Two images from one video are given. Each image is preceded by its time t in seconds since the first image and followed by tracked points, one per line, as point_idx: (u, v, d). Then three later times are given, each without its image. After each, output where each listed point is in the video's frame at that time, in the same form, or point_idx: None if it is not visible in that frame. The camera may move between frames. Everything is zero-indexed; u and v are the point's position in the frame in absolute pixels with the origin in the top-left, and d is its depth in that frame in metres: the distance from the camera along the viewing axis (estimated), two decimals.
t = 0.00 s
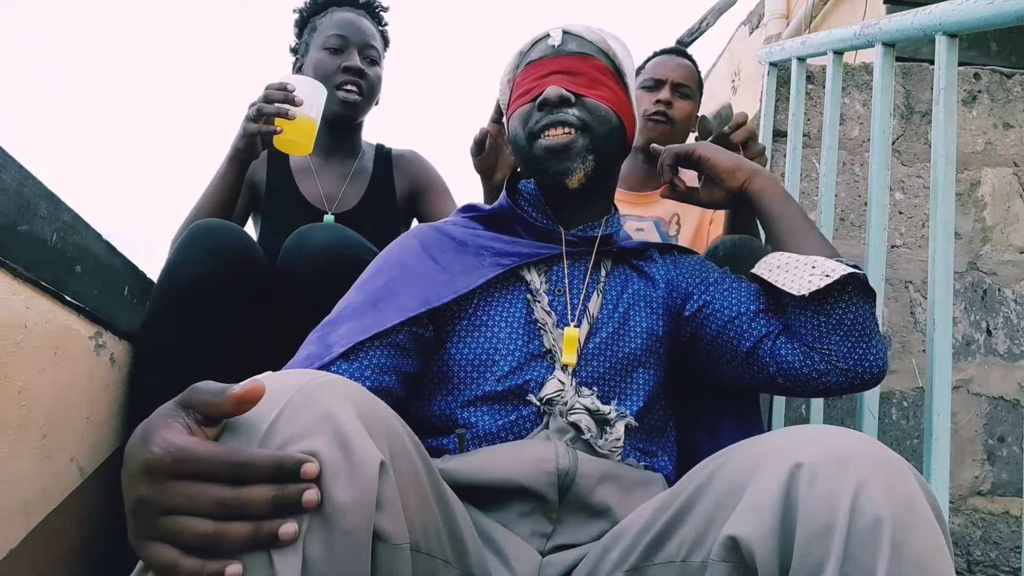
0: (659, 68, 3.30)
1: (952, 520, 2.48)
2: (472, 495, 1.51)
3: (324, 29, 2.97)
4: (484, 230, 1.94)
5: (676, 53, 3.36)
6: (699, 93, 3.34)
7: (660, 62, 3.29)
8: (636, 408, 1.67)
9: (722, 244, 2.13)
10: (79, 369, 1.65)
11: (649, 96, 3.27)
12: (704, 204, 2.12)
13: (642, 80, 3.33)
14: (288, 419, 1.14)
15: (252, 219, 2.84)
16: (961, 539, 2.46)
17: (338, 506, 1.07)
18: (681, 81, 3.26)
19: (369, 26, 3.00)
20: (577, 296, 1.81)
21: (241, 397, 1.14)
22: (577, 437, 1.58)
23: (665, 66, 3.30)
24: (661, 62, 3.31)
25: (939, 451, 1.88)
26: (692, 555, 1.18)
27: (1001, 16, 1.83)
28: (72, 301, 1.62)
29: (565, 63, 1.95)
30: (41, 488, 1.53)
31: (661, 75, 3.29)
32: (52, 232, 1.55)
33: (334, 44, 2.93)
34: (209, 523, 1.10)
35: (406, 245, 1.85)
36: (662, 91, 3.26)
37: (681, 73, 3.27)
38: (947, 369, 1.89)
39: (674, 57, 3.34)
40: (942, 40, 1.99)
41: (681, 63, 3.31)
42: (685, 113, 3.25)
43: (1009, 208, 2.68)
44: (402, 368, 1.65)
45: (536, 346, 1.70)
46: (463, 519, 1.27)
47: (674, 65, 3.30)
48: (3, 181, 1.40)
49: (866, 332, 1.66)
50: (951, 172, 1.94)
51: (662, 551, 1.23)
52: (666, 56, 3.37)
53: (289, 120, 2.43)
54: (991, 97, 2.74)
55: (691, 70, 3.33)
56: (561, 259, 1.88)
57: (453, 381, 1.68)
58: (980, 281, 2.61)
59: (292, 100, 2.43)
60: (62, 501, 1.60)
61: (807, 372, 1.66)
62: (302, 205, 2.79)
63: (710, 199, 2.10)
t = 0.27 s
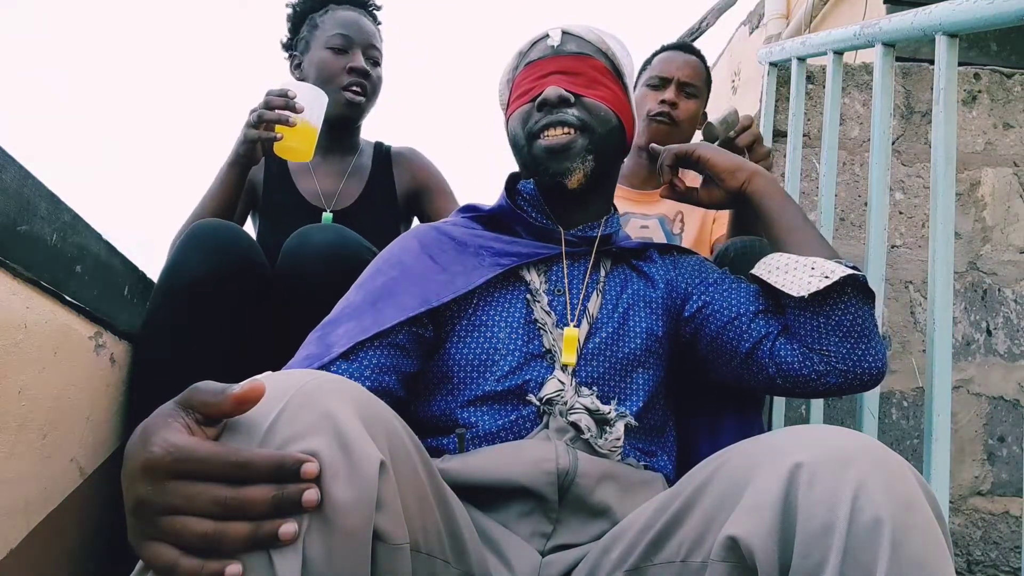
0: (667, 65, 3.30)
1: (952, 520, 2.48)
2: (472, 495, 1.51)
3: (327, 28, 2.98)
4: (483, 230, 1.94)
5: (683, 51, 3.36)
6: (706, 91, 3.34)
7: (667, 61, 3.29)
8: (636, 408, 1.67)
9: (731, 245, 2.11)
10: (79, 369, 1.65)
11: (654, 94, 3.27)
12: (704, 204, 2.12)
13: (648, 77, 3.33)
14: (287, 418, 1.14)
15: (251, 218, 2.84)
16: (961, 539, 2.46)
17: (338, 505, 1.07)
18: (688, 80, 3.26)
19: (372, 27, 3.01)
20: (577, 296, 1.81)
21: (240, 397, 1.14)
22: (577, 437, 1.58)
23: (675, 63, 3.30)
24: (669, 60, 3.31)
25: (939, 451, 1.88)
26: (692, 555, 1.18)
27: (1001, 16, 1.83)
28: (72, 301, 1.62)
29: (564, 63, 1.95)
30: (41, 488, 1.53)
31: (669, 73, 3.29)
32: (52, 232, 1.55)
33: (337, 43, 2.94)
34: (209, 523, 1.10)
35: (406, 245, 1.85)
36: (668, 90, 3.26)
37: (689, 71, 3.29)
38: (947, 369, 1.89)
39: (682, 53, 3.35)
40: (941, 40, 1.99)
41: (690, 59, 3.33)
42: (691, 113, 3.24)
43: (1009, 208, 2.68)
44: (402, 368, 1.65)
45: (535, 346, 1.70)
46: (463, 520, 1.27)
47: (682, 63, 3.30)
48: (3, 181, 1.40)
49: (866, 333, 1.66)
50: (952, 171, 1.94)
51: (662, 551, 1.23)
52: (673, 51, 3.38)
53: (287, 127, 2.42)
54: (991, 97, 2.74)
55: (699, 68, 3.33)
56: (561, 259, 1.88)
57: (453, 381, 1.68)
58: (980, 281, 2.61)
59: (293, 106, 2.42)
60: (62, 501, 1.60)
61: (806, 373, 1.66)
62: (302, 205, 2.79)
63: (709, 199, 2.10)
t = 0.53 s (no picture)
0: (675, 66, 3.30)
1: (952, 520, 2.48)
2: (472, 495, 1.51)
3: (343, 35, 3.00)
4: (483, 230, 1.94)
5: (692, 53, 3.36)
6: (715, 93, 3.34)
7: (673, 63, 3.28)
8: (637, 409, 1.67)
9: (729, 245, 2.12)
10: (79, 369, 1.65)
11: (663, 95, 3.27)
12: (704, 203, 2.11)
13: (655, 78, 3.33)
14: (287, 418, 1.14)
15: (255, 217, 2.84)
16: (961, 539, 2.46)
17: (338, 505, 1.07)
18: (695, 83, 3.26)
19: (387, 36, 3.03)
20: (577, 296, 1.81)
21: (241, 397, 1.14)
22: (577, 437, 1.58)
23: (682, 64, 3.30)
24: (677, 61, 3.31)
25: (939, 451, 1.88)
26: (693, 555, 1.18)
27: (1001, 16, 1.83)
28: (72, 301, 1.62)
29: (566, 64, 1.95)
30: (41, 488, 1.53)
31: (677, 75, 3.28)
32: (52, 232, 1.55)
33: (354, 51, 2.96)
34: (209, 523, 1.10)
35: (406, 245, 1.85)
36: (674, 93, 3.25)
37: (697, 72, 3.28)
38: (947, 368, 1.89)
39: (692, 55, 3.35)
40: (942, 40, 1.99)
41: (699, 60, 3.33)
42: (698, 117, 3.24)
43: (1008, 208, 2.68)
44: (401, 368, 1.65)
45: (535, 346, 1.70)
46: (463, 520, 1.27)
47: (690, 64, 3.30)
48: (3, 181, 1.40)
49: (864, 336, 1.66)
50: (952, 171, 1.94)
51: (662, 551, 1.23)
52: (682, 52, 3.38)
53: (363, 182, 2.44)
54: (991, 97, 2.74)
55: (707, 70, 3.33)
56: (561, 259, 1.88)
57: (453, 381, 1.68)
58: (980, 281, 2.61)
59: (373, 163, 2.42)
60: (62, 502, 1.60)
61: (805, 376, 1.66)
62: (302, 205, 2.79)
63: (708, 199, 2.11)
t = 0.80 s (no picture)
0: (679, 67, 3.29)
1: (952, 520, 2.48)
2: (472, 495, 1.51)
3: (366, 43, 3.05)
4: (483, 230, 1.94)
5: (696, 53, 3.36)
6: (718, 94, 3.35)
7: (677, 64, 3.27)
8: (637, 409, 1.67)
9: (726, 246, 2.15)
10: (79, 369, 1.65)
11: (665, 96, 3.27)
12: (686, 178, 2.07)
13: (659, 79, 3.33)
14: (288, 419, 1.14)
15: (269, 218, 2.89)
16: (961, 539, 2.46)
17: (338, 506, 1.07)
18: (699, 84, 3.26)
19: (410, 46, 3.09)
20: (577, 296, 1.81)
21: (241, 396, 1.14)
22: (577, 437, 1.58)
23: (686, 65, 3.30)
24: (681, 62, 3.30)
25: (939, 451, 1.88)
26: (693, 555, 1.18)
27: (1001, 15, 1.83)
28: (72, 301, 1.62)
29: (570, 64, 1.95)
30: (41, 488, 1.53)
31: (681, 76, 3.28)
32: (52, 232, 1.55)
33: (376, 60, 3.01)
34: (209, 523, 1.10)
35: (406, 245, 1.85)
36: (678, 94, 3.25)
37: (701, 74, 3.28)
38: (947, 369, 1.89)
39: (697, 56, 3.35)
40: (942, 40, 1.99)
41: (704, 62, 3.33)
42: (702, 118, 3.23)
43: (1008, 208, 2.68)
44: (401, 368, 1.65)
45: (536, 347, 1.70)
46: (463, 520, 1.27)
47: (694, 65, 3.30)
48: (3, 181, 1.40)
49: (861, 339, 1.65)
50: (952, 171, 1.94)
51: (663, 551, 1.23)
52: (686, 52, 3.37)
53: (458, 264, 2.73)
54: (990, 97, 2.74)
55: (711, 71, 3.33)
56: (561, 260, 1.88)
57: (453, 382, 1.68)
58: (980, 281, 2.61)
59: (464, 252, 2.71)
60: (62, 501, 1.60)
61: (805, 380, 1.67)
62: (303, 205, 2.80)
63: (692, 178, 2.08)
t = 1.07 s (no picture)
0: (677, 66, 3.29)
1: (952, 520, 2.48)
2: (471, 496, 1.51)
3: (384, 50, 3.10)
4: (481, 231, 1.94)
5: (692, 52, 3.35)
6: (715, 93, 3.35)
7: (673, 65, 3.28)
8: (636, 409, 1.68)
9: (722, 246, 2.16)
10: (79, 369, 1.65)
11: (664, 95, 3.27)
12: (681, 175, 2.08)
13: (657, 78, 3.33)
14: (287, 419, 1.14)
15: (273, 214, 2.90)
16: (961, 539, 2.46)
17: (338, 506, 1.07)
18: (696, 83, 3.26)
19: (427, 53, 3.14)
20: (575, 296, 1.81)
21: (240, 396, 1.14)
22: (576, 438, 1.58)
23: (684, 64, 3.30)
24: (678, 62, 3.30)
25: (939, 451, 1.88)
26: (692, 555, 1.18)
27: (1001, 15, 1.82)
28: (72, 301, 1.62)
29: (570, 64, 1.95)
30: (41, 488, 1.53)
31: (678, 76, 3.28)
32: (52, 232, 1.55)
33: (394, 66, 3.06)
34: (209, 523, 1.10)
35: (404, 245, 1.85)
36: (675, 93, 3.25)
37: (699, 73, 3.28)
38: (947, 369, 1.89)
39: (694, 55, 3.35)
40: (941, 40, 1.99)
41: (702, 61, 3.33)
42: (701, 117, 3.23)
43: (1008, 208, 2.68)
44: (399, 369, 1.65)
45: (534, 347, 1.70)
46: (462, 520, 1.28)
47: (691, 65, 3.30)
48: (3, 181, 1.41)
49: (857, 342, 1.65)
50: (951, 171, 1.94)
51: (662, 551, 1.23)
52: (684, 52, 3.37)
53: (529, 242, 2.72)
54: (990, 97, 2.74)
55: (708, 70, 3.33)
56: (560, 260, 1.88)
57: (451, 383, 1.68)
58: (980, 281, 2.61)
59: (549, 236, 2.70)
60: (62, 501, 1.60)
61: (801, 382, 1.67)
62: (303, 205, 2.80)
63: (688, 175, 2.08)
